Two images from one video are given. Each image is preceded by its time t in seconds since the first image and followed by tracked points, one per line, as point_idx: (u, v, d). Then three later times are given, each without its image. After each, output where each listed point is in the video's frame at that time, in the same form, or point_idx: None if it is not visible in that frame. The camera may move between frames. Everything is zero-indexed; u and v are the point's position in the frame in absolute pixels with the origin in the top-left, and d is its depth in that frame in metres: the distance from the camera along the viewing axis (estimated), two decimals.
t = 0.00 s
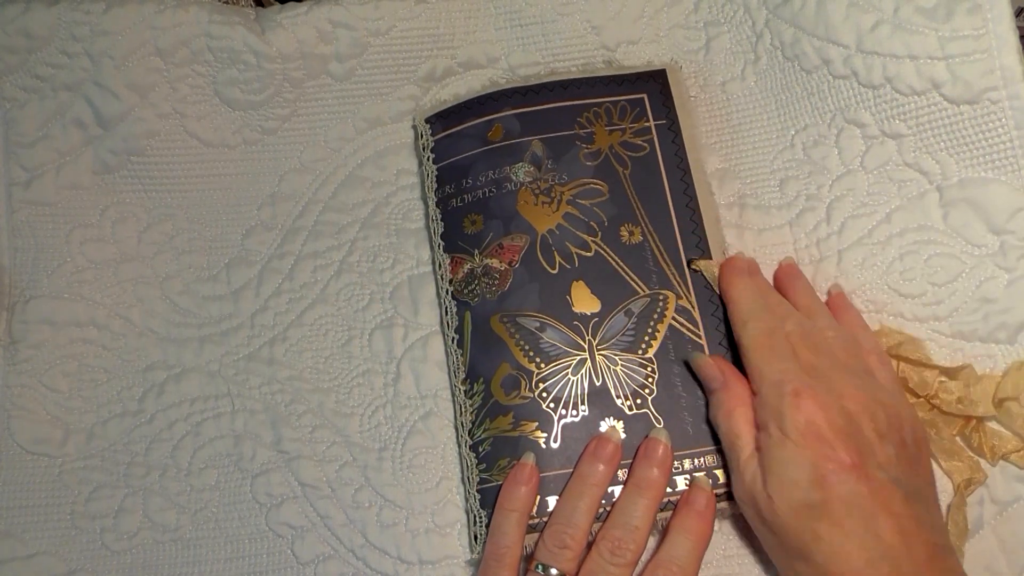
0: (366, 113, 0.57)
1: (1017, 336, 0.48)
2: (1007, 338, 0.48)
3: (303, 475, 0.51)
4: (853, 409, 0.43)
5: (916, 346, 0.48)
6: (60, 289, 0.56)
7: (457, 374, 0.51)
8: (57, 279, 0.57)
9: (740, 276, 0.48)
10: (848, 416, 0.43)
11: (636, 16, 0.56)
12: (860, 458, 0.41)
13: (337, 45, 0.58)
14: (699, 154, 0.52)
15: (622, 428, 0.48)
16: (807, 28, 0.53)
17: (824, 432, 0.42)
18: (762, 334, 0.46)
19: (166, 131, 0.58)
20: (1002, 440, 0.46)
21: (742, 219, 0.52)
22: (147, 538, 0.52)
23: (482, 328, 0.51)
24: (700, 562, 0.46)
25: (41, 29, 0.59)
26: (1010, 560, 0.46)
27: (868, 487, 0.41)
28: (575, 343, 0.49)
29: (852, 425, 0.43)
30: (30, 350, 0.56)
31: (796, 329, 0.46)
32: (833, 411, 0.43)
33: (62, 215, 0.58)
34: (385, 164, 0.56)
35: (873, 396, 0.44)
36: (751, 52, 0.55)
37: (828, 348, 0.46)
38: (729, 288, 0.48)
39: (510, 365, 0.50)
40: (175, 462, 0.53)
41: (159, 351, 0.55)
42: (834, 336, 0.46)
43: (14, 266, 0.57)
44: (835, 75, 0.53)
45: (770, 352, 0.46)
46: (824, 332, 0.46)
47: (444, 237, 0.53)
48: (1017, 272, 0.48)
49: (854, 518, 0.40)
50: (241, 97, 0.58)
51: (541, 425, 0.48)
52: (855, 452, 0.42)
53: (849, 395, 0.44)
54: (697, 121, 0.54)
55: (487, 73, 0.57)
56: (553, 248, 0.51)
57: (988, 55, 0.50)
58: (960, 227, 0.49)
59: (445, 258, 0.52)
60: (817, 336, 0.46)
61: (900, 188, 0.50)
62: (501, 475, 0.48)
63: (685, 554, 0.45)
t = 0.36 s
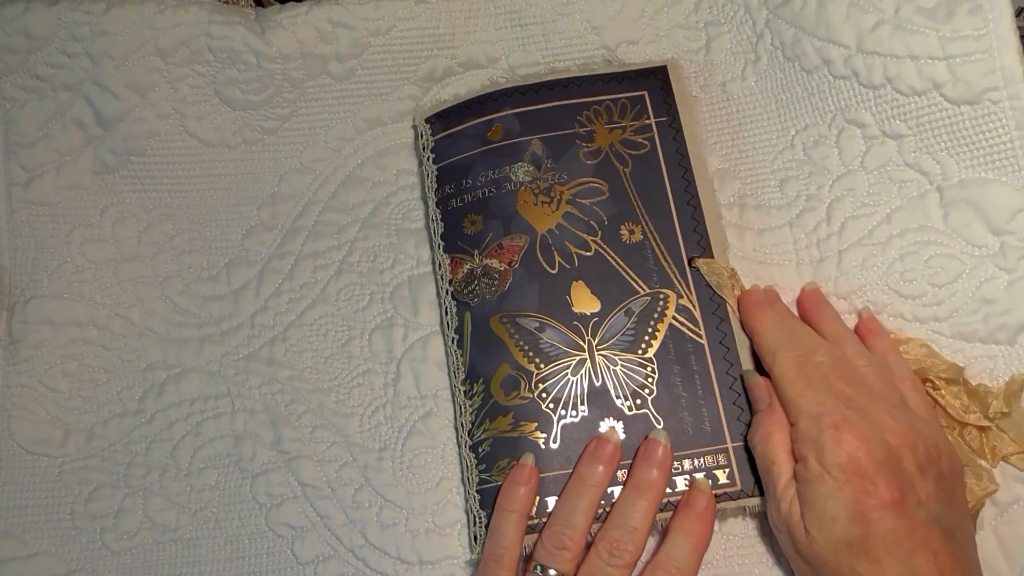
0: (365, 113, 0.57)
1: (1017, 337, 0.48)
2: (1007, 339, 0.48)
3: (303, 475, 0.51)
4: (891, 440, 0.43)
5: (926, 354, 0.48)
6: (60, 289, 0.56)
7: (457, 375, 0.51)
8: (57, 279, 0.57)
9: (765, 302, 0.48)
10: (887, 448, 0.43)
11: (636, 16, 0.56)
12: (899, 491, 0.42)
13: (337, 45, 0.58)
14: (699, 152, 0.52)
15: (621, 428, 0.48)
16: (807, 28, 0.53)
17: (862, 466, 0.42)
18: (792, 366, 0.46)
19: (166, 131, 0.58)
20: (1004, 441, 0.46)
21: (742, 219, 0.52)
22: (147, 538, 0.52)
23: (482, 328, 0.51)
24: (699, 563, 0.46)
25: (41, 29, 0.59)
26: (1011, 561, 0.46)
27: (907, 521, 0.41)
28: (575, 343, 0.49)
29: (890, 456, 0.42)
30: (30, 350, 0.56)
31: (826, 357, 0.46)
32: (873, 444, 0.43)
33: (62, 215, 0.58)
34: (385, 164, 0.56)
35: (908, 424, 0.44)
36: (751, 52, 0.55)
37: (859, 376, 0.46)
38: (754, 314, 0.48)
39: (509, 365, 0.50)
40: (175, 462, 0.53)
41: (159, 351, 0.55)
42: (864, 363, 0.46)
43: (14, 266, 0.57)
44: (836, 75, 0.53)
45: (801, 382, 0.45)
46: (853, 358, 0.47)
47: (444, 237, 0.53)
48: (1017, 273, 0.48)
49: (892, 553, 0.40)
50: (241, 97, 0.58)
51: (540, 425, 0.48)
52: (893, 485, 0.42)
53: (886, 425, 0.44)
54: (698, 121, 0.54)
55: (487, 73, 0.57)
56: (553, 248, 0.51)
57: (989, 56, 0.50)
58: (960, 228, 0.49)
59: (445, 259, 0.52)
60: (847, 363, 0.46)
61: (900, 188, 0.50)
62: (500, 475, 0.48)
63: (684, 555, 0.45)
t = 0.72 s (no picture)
0: (366, 114, 0.57)
1: (1017, 337, 0.48)
2: (1007, 338, 0.48)
3: (303, 475, 0.51)
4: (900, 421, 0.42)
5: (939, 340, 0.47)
6: (60, 289, 0.56)
7: (457, 375, 0.51)
8: (57, 279, 0.57)
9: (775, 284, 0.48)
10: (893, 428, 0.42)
11: (636, 16, 0.56)
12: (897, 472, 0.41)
13: (337, 45, 0.58)
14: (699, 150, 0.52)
15: (621, 429, 0.48)
16: (807, 28, 0.53)
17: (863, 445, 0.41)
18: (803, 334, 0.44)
19: (166, 131, 0.58)
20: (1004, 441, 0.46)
21: (742, 219, 0.52)
22: (147, 538, 0.52)
23: (483, 328, 0.51)
24: (699, 563, 0.46)
25: (41, 29, 0.59)
26: (1011, 560, 0.46)
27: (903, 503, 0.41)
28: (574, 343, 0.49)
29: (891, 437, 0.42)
30: (30, 350, 0.56)
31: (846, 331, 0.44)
32: (871, 419, 0.41)
33: (62, 215, 0.58)
34: (385, 164, 0.56)
35: (926, 402, 0.42)
36: (751, 52, 0.55)
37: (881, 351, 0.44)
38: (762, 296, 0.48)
39: (509, 365, 0.50)
40: (175, 462, 0.53)
41: (159, 351, 0.55)
42: (887, 338, 0.44)
43: (14, 266, 0.57)
44: (836, 75, 0.53)
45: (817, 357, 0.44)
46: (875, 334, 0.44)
47: (443, 237, 0.53)
48: (1018, 273, 0.48)
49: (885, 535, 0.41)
50: (241, 97, 0.58)
51: (540, 425, 0.48)
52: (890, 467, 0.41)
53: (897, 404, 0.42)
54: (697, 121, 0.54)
55: (487, 73, 0.57)
56: (553, 247, 0.51)
57: (988, 56, 0.50)
58: (960, 228, 0.49)
59: (444, 258, 0.52)
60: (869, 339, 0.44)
61: (900, 188, 0.50)
62: (500, 475, 0.48)
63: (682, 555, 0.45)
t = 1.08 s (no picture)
0: (366, 113, 0.57)
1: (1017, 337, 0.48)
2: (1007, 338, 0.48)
3: (303, 475, 0.51)
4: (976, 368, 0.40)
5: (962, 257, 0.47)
6: (60, 289, 0.56)
7: (457, 375, 0.51)
8: (57, 279, 0.57)
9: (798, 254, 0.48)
10: (961, 387, 0.40)
11: (636, 16, 0.56)
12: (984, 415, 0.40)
13: (337, 45, 0.58)
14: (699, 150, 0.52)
15: (621, 428, 0.48)
16: (807, 28, 0.53)
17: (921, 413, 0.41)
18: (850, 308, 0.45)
19: (166, 131, 0.58)
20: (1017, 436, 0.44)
21: (742, 219, 0.52)
22: (147, 538, 0.52)
23: (483, 327, 0.50)
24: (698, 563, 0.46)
25: (41, 29, 0.59)
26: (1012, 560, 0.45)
27: (997, 465, 0.38)
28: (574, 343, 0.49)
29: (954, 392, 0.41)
30: (30, 350, 0.56)
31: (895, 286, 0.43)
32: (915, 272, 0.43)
33: (62, 215, 0.58)
34: (385, 164, 0.56)
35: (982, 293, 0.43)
36: (751, 52, 0.55)
37: (932, 302, 0.42)
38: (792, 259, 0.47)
39: (509, 365, 0.50)
40: (175, 462, 0.53)
41: (159, 351, 0.55)
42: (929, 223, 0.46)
43: (14, 266, 0.57)
44: (836, 75, 0.53)
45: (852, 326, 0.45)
46: (922, 282, 0.42)
47: (443, 237, 0.53)
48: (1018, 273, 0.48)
49: (979, 511, 0.39)
50: (241, 97, 0.58)
51: (540, 425, 0.48)
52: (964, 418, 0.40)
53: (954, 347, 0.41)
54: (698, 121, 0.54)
55: (487, 72, 0.57)
56: (552, 247, 0.51)
57: (988, 55, 0.50)
58: (960, 228, 0.49)
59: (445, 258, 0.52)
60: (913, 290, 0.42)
61: (900, 188, 0.50)
62: (500, 475, 0.48)
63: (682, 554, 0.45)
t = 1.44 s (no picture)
0: (366, 114, 0.57)
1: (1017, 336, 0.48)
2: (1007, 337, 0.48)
3: (303, 475, 0.51)
4: None
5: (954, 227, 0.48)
6: (60, 289, 0.56)
7: (457, 375, 0.51)
8: (57, 279, 0.57)
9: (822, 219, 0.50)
10: None
11: (636, 16, 0.56)
12: None
13: (337, 44, 0.58)
14: (700, 150, 0.52)
15: (621, 429, 0.48)
16: (807, 28, 0.53)
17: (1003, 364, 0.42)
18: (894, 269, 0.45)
19: (166, 131, 0.58)
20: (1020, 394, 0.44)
21: (742, 219, 0.52)
22: (147, 538, 0.52)
23: (484, 327, 0.50)
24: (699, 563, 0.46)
25: (41, 30, 0.59)
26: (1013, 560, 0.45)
27: None
28: (574, 343, 0.49)
29: None
30: (30, 350, 0.56)
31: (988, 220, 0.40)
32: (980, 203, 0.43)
33: (62, 215, 0.58)
34: (385, 164, 0.56)
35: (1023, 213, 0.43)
36: (751, 52, 0.55)
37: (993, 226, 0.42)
38: (812, 229, 0.48)
39: (508, 365, 0.50)
40: (175, 462, 0.53)
41: (159, 351, 0.55)
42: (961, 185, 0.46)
43: (14, 266, 0.57)
44: (836, 75, 0.53)
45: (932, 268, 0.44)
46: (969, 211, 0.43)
47: (443, 238, 0.53)
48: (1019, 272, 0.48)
49: None
50: (241, 97, 0.58)
51: (541, 424, 0.48)
52: None
53: None
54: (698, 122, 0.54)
55: (487, 73, 0.57)
56: (553, 247, 0.51)
57: (988, 55, 0.50)
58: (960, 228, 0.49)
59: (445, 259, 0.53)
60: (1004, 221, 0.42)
61: (900, 188, 0.50)
62: (501, 474, 0.48)
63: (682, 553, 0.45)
